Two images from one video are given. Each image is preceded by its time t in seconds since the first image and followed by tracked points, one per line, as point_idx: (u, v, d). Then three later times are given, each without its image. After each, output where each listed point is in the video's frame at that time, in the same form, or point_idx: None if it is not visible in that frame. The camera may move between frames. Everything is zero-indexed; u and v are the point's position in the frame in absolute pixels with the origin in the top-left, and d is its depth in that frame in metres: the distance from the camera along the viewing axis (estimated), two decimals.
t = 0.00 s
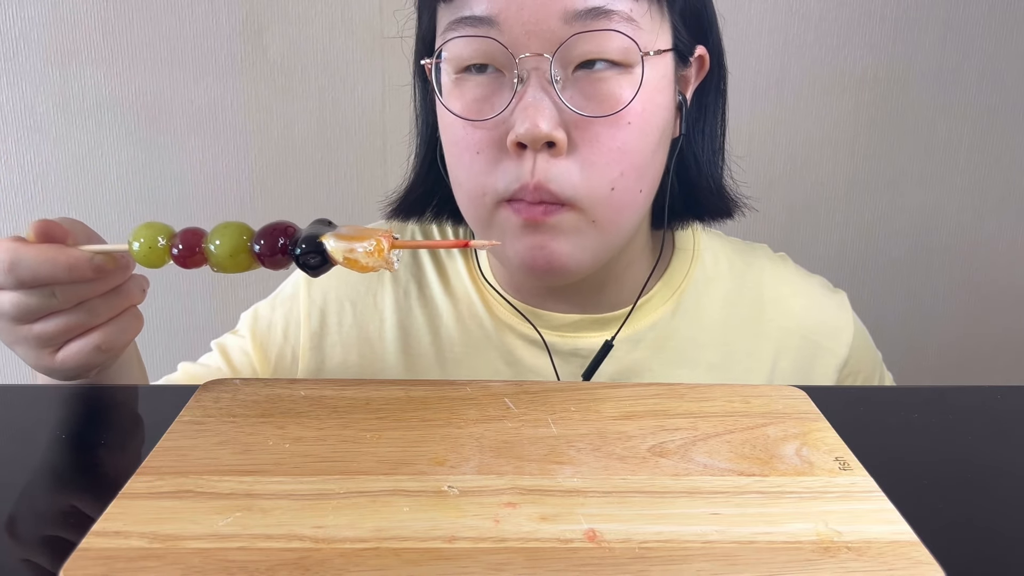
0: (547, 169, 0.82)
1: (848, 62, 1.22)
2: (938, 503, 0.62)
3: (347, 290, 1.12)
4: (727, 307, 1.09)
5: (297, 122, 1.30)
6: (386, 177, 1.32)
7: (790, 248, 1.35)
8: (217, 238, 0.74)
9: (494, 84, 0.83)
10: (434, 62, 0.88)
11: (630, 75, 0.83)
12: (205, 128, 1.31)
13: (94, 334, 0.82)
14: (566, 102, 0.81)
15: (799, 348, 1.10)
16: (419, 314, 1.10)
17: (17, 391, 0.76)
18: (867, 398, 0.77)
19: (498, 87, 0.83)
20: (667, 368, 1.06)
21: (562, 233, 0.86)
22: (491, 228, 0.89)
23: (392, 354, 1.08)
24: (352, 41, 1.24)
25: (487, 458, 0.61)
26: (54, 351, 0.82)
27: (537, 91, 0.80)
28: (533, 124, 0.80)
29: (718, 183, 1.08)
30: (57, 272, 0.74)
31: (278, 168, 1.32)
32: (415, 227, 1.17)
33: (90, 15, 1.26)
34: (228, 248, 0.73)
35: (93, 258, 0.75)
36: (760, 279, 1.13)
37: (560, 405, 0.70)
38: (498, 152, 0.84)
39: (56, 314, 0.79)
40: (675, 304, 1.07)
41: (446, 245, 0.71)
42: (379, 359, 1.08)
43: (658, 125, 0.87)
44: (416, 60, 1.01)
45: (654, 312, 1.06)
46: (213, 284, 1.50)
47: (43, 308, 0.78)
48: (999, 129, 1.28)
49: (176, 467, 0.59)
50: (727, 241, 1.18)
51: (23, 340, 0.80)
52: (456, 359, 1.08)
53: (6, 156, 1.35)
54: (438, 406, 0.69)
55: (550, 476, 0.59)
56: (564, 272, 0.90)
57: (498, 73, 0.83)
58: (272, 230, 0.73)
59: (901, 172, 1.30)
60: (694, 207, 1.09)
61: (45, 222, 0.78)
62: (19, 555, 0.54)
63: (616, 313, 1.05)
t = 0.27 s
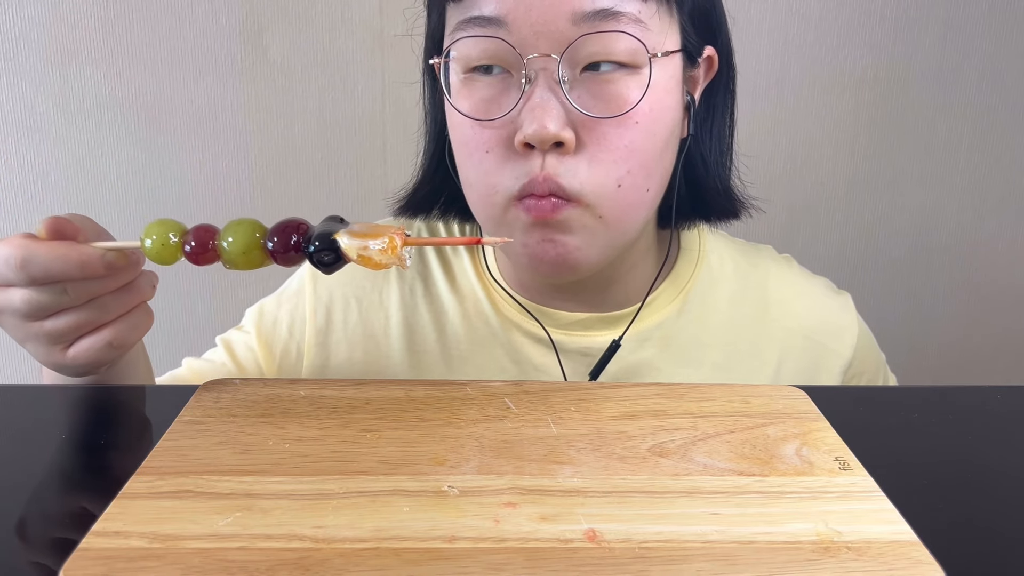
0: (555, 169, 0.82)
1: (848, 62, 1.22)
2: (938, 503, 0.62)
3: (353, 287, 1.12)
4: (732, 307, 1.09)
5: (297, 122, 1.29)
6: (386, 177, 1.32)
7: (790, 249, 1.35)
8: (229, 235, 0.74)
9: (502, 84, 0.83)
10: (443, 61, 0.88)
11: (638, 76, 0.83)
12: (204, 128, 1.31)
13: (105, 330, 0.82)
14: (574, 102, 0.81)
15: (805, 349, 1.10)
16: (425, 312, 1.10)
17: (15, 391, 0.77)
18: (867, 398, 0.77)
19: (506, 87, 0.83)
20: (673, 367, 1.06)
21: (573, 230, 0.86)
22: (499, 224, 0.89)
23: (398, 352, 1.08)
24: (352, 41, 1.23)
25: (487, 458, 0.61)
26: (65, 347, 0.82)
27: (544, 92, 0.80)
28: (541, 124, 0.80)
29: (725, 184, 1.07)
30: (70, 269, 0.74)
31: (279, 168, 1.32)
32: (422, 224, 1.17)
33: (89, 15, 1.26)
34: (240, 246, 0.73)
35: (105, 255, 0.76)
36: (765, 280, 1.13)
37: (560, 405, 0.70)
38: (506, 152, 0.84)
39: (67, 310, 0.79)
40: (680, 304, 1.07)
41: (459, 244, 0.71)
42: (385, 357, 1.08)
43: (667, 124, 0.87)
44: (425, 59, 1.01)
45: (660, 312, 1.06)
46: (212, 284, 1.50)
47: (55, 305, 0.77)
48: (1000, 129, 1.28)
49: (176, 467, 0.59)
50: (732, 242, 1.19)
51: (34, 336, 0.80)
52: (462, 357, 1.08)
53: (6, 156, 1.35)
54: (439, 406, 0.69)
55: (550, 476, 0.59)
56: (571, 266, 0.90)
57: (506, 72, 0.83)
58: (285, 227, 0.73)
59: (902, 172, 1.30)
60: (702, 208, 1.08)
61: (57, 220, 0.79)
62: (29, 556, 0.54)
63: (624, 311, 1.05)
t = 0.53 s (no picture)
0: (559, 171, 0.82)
1: (848, 62, 1.22)
2: (937, 503, 0.62)
3: (357, 286, 1.12)
4: (737, 308, 1.10)
5: (298, 122, 1.29)
6: (386, 177, 1.32)
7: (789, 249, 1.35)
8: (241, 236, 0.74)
9: (506, 85, 0.83)
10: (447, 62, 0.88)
11: (641, 79, 0.83)
12: (204, 128, 1.31)
13: (116, 331, 0.82)
14: (577, 104, 0.81)
15: (808, 351, 1.10)
16: (430, 311, 1.10)
17: (15, 391, 0.77)
18: (867, 398, 0.77)
19: (510, 89, 0.83)
20: (678, 368, 1.06)
21: (579, 231, 0.86)
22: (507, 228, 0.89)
23: (402, 351, 1.08)
24: (352, 40, 1.23)
25: (487, 458, 0.61)
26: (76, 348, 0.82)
27: (547, 93, 0.80)
28: (544, 126, 0.79)
29: (730, 186, 1.07)
30: (82, 271, 0.74)
31: (279, 168, 1.32)
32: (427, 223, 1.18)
33: (89, 16, 1.26)
34: (253, 247, 0.73)
35: (117, 256, 0.75)
36: (770, 281, 1.13)
37: (560, 405, 0.70)
38: (510, 154, 0.84)
39: (79, 312, 0.79)
40: (686, 305, 1.07)
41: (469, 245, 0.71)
42: (389, 356, 1.08)
43: (670, 126, 0.87)
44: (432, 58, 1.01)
45: (665, 313, 1.06)
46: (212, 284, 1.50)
47: (66, 306, 0.77)
48: (1000, 129, 1.28)
49: (176, 467, 0.59)
50: (738, 243, 1.19)
51: (45, 337, 0.80)
52: (467, 356, 1.08)
53: (5, 156, 1.35)
54: (439, 406, 0.69)
55: (550, 476, 0.59)
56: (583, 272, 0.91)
57: (509, 74, 0.83)
58: (298, 228, 0.73)
59: (902, 172, 1.30)
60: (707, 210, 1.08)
61: (66, 220, 0.78)
62: (34, 557, 0.54)
63: (631, 312, 1.05)
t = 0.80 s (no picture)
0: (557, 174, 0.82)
1: (848, 62, 1.21)
2: (937, 503, 0.62)
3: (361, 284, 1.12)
4: (739, 308, 1.10)
5: (298, 122, 1.29)
6: (385, 177, 1.31)
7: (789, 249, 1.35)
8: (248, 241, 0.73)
9: (507, 88, 0.83)
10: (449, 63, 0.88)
11: (643, 82, 0.83)
12: (204, 128, 1.31)
13: (120, 340, 0.82)
14: (579, 107, 0.81)
15: (810, 350, 1.10)
16: (433, 310, 1.10)
17: (15, 391, 0.77)
18: (867, 398, 0.77)
19: (511, 91, 0.83)
20: (681, 368, 1.06)
21: (575, 234, 0.87)
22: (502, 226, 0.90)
23: (404, 349, 1.08)
24: (352, 40, 1.23)
25: (487, 458, 0.61)
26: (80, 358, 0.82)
27: (549, 96, 0.80)
28: (544, 129, 0.80)
29: (733, 188, 1.07)
30: (84, 280, 0.74)
31: (279, 168, 1.32)
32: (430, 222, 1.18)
33: (89, 16, 1.26)
34: (260, 252, 0.73)
35: (119, 264, 0.75)
36: (773, 281, 1.13)
37: (560, 405, 0.70)
38: (511, 155, 0.84)
39: (82, 321, 0.79)
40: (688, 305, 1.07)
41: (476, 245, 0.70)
42: (392, 355, 1.08)
43: (672, 129, 0.87)
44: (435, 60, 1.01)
45: (668, 312, 1.06)
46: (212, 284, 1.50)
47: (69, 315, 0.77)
48: (1000, 129, 1.28)
49: (176, 467, 0.59)
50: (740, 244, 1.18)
51: (49, 348, 0.80)
52: (470, 355, 1.08)
53: (6, 156, 1.35)
54: (439, 406, 0.69)
55: (550, 476, 0.59)
56: (575, 272, 0.92)
57: (511, 77, 0.83)
58: (304, 231, 0.72)
59: (902, 172, 1.30)
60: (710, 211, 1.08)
61: (67, 231, 0.77)
62: (36, 556, 0.54)
63: (633, 311, 1.05)
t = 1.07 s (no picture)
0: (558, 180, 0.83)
1: (847, 63, 1.21)
2: (937, 503, 0.62)
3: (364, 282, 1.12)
4: (742, 309, 1.10)
5: (298, 123, 1.29)
6: (385, 177, 1.31)
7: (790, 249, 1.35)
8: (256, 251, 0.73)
9: (506, 94, 0.83)
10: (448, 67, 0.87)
11: (643, 85, 0.82)
12: (204, 128, 1.31)
13: (129, 347, 0.81)
14: (577, 112, 0.81)
15: (813, 351, 1.11)
16: (435, 309, 1.10)
17: (15, 391, 0.77)
18: (867, 398, 0.77)
19: (510, 97, 0.83)
20: (683, 369, 1.07)
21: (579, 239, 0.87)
22: (511, 233, 0.91)
23: (406, 349, 1.09)
24: (352, 40, 1.23)
25: (487, 458, 0.61)
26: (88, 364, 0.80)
27: (547, 101, 0.80)
28: (543, 135, 0.80)
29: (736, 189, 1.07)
30: (93, 287, 0.74)
31: (279, 168, 1.32)
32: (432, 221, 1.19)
33: (89, 15, 1.26)
34: (268, 262, 0.72)
35: (128, 271, 0.75)
36: (775, 282, 1.13)
37: (560, 405, 0.70)
38: (512, 161, 0.85)
39: (89, 328, 0.78)
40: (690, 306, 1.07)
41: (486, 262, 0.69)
42: (395, 355, 1.09)
43: (673, 131, 0.87)
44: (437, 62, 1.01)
45: (669, 314, 1.06)
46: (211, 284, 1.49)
47: (77, 322, 0.77)
48: (999, 129, 1.28)
49: (176, 467, 0.59)
50: (744, 244, 1.18)
51: (56, 353, 0.79)
52: (473, 356, 1.09)
53: (5, 156, 1.35)
54: (439, 406, 0.69)
55: (550, 476, 0.59)
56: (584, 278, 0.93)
57: (509, 82, 0.83)
58: (313, 243, 0.72)
59: (902, 172, 1.30)
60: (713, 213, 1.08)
61: (76, 237, 0.77)
62: (37, 556, 0.54)
63: (637, 312, 1.05)
